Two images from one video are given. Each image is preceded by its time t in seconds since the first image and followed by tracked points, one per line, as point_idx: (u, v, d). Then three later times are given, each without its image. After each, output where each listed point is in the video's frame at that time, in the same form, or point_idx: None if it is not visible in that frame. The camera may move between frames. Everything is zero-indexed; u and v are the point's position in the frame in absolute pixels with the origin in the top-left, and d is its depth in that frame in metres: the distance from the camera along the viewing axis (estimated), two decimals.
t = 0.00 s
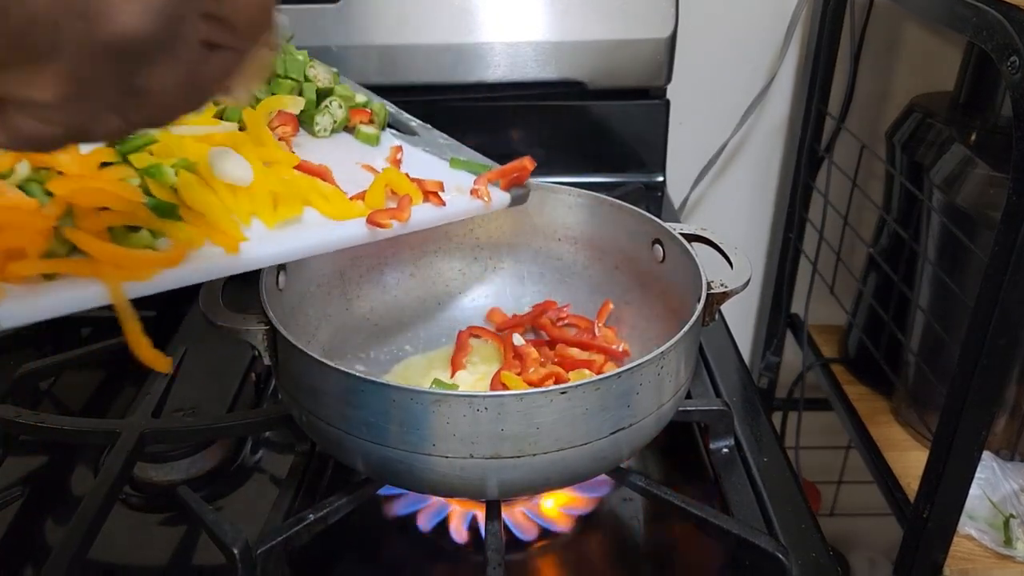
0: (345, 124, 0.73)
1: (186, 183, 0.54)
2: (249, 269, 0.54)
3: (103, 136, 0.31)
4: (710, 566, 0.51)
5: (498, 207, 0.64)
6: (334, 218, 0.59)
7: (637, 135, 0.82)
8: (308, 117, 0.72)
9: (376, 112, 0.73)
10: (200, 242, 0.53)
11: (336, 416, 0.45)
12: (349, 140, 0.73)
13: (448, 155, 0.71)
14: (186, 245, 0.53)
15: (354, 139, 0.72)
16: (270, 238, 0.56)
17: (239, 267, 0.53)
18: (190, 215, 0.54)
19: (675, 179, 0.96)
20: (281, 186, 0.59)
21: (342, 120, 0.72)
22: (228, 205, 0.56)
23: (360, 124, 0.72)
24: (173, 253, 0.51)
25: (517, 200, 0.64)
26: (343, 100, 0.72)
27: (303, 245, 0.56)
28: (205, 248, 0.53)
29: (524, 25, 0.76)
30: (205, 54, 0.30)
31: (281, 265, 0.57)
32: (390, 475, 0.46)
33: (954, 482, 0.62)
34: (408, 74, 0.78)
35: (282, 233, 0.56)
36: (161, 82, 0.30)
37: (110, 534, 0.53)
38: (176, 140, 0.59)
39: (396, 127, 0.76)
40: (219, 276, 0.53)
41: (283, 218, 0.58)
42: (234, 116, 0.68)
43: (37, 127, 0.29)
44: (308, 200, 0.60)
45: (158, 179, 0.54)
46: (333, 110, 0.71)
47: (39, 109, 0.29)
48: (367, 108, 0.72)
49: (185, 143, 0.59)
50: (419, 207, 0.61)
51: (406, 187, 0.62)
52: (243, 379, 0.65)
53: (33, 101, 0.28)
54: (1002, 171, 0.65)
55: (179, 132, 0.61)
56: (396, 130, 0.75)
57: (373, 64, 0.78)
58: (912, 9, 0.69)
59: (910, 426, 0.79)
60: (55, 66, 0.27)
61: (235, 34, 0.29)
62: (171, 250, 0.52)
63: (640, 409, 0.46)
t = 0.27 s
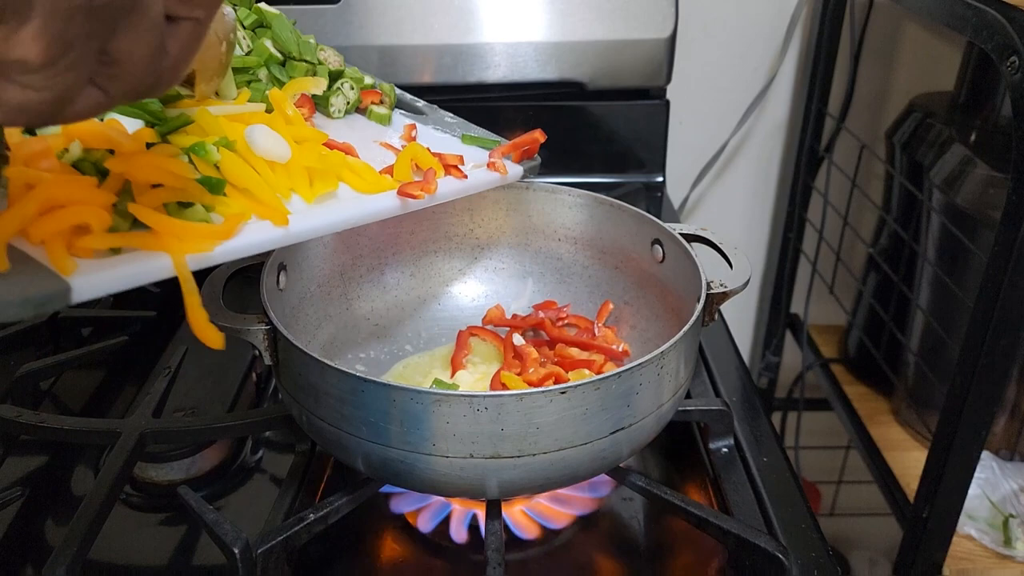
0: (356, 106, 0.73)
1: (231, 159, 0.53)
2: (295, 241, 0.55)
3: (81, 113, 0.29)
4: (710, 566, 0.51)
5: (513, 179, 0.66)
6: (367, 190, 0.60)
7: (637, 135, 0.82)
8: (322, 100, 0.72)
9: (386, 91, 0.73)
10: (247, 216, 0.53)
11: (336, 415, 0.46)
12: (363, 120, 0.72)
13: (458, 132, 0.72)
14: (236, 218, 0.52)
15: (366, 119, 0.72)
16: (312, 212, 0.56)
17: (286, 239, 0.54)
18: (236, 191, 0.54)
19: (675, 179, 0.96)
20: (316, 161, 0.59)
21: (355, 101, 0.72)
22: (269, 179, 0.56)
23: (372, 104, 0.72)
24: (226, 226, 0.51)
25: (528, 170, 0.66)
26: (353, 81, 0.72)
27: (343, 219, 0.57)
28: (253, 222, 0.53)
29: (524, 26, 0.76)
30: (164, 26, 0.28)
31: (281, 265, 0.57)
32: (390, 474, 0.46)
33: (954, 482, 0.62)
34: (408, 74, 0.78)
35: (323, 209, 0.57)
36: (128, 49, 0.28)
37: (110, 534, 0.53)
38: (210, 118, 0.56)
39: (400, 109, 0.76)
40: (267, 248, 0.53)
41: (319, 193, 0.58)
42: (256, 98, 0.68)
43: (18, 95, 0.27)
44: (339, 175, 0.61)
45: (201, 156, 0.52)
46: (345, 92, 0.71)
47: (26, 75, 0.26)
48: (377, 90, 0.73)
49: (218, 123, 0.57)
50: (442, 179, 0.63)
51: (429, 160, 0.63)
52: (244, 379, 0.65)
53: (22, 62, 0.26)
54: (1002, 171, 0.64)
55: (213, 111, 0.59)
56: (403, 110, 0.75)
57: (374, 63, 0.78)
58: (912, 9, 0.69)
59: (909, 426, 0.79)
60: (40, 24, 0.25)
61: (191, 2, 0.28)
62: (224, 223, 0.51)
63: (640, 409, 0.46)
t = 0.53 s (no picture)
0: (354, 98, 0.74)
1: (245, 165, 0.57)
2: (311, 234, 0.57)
3: (169, 160, 0.29)
4: (709, 565, 0.52)
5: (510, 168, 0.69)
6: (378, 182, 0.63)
7: (637, 135, 0.83)
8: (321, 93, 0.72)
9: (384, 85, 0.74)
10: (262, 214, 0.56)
11: (336, 415, 0.46)
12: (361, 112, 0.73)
13: (456, 123, 0.73)
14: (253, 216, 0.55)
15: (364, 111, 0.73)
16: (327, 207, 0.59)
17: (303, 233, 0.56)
18: (251, 192, 0.57)
19: (674, 180, 0.97)
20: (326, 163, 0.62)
21: (353, 94, 0.73)
22: (282, 179, 0.59)
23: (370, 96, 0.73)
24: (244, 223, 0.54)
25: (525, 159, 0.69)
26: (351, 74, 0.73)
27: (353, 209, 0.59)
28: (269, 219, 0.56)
29: (524, 27, 0.76)
30: (245, 70, 0.29)
31: (281, 265, 0.57)
32: (391, 473, 0.46)
33: (952, 482, 0.63)
34: (408, 75, 0.78)
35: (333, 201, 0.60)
36: (214, 100, 0.27)
37: (112, 533, 0.53)
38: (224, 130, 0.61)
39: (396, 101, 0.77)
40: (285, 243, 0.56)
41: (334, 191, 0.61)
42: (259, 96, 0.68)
43: (111, 151, 0.27)
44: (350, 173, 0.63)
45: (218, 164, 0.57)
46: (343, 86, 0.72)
47: (115, 131, 0.26)
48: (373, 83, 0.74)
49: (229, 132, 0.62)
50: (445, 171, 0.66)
51: (431, 152, 0.66)
52: (245, 378, 0.66)
53: (108, 120, 0.25)
54: (999, 171, 0.65)
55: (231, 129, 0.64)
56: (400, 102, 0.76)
57: (374, 64, 0.78)
58: (910, 10, 0.69)
59: (908, 425, 0.79)
60: (127, 80, 0.25)
61: (269, 45, 0.29)
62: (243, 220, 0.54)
63: (640, 408, 0.46)
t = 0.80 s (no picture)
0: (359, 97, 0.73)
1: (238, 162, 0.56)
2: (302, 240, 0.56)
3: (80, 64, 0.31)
4: (709, 565, 0.52)
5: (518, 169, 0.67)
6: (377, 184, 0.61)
7: (636, 135, 0.83)
8: (326, 91, 0.72)
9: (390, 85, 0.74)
10: (253, 215, 0.55)
11: (337, 415, 0.46)
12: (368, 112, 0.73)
13: (465, 123, 0.72)
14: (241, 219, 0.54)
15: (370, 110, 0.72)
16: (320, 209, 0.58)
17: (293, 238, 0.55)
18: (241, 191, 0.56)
19: (674, 180, 0.97)
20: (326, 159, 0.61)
21: (358, 93, 0.72)
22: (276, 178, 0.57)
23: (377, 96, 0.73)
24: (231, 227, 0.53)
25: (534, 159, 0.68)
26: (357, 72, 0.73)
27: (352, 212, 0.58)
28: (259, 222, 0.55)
29: (524, 27, 0.76)
30: None
31: (281, 265, 0.57)
32: (391, 473, 0.46)
33: (951, 482, 0.63)
34: (409, 76, 0.78)
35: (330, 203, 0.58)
36: (137, 8, 0.30)
37: (112, 532, 0.53)
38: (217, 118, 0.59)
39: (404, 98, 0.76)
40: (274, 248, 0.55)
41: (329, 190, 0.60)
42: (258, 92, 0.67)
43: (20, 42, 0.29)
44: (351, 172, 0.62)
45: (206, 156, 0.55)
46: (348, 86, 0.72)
47: (28, 23, 0.28)
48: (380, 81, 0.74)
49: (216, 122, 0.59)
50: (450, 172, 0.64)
51: (436, 153, 0.65)
52: (245, 378, 0.66)
53: (22, 10, 0.27)
54: (998, 171, 0.65)
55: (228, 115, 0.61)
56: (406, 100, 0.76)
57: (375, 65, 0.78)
58: (909, 10, 0.69)
59: (907, 425, 0.79)
60: None
61: None
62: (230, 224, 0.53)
63: (639, 408, 0.46)
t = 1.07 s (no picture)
0: (348, 107, 0.72)
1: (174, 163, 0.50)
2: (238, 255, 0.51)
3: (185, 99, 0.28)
4: (708, 565, 0.52)
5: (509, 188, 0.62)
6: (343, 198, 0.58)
7: (636, 136, 0.83)
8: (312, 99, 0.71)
9: (381, 95, 0.72)
10: (187, 223, 0.51)
11: (337, 415, 0.46)
12: (354, 121, 0.71)
13: (457, 137, 0.69)
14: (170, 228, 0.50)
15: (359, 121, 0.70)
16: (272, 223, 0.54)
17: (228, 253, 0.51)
18: (178, 197, 0.51)
19: (673, 180, 0.97)
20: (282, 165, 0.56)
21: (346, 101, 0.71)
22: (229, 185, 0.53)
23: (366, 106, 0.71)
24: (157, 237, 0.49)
25: (529, 178, 0.62)
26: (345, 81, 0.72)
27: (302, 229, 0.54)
28: (192, 232, 0.51)
29: (524, 27, 0.77)
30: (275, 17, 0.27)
31: (281, 265, 0.57)
32: (390, 473, 0.46)
33: (951, 482, 0.63)
34: (409, 76, 0.78)
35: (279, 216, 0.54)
36: (239, 37, 0.26)
37: (112, 531, 0.53)
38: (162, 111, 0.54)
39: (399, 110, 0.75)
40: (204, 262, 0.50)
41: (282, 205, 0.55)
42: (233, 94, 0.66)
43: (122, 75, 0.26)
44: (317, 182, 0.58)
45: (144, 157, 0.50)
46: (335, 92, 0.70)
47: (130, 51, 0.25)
48: (370, 91, 0.72)
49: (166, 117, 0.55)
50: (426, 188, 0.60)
51: (413, 167, 0.62)
52: (245, 378, 0.66)
53: (124, 37, 0.24)
54: (998, 171, 0.65)
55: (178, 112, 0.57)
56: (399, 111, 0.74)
57: (375, 65, 0.78)
58: (909, 11, 0.69)
59: (907, 425, 0.79)
60: None
61: None
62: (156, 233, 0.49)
63: (639, 408, 0.46)
